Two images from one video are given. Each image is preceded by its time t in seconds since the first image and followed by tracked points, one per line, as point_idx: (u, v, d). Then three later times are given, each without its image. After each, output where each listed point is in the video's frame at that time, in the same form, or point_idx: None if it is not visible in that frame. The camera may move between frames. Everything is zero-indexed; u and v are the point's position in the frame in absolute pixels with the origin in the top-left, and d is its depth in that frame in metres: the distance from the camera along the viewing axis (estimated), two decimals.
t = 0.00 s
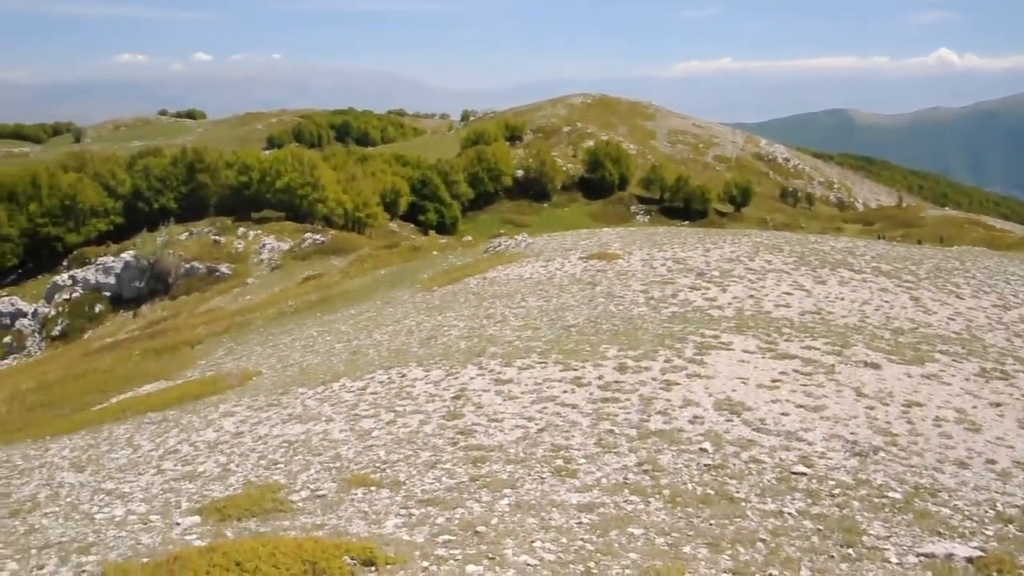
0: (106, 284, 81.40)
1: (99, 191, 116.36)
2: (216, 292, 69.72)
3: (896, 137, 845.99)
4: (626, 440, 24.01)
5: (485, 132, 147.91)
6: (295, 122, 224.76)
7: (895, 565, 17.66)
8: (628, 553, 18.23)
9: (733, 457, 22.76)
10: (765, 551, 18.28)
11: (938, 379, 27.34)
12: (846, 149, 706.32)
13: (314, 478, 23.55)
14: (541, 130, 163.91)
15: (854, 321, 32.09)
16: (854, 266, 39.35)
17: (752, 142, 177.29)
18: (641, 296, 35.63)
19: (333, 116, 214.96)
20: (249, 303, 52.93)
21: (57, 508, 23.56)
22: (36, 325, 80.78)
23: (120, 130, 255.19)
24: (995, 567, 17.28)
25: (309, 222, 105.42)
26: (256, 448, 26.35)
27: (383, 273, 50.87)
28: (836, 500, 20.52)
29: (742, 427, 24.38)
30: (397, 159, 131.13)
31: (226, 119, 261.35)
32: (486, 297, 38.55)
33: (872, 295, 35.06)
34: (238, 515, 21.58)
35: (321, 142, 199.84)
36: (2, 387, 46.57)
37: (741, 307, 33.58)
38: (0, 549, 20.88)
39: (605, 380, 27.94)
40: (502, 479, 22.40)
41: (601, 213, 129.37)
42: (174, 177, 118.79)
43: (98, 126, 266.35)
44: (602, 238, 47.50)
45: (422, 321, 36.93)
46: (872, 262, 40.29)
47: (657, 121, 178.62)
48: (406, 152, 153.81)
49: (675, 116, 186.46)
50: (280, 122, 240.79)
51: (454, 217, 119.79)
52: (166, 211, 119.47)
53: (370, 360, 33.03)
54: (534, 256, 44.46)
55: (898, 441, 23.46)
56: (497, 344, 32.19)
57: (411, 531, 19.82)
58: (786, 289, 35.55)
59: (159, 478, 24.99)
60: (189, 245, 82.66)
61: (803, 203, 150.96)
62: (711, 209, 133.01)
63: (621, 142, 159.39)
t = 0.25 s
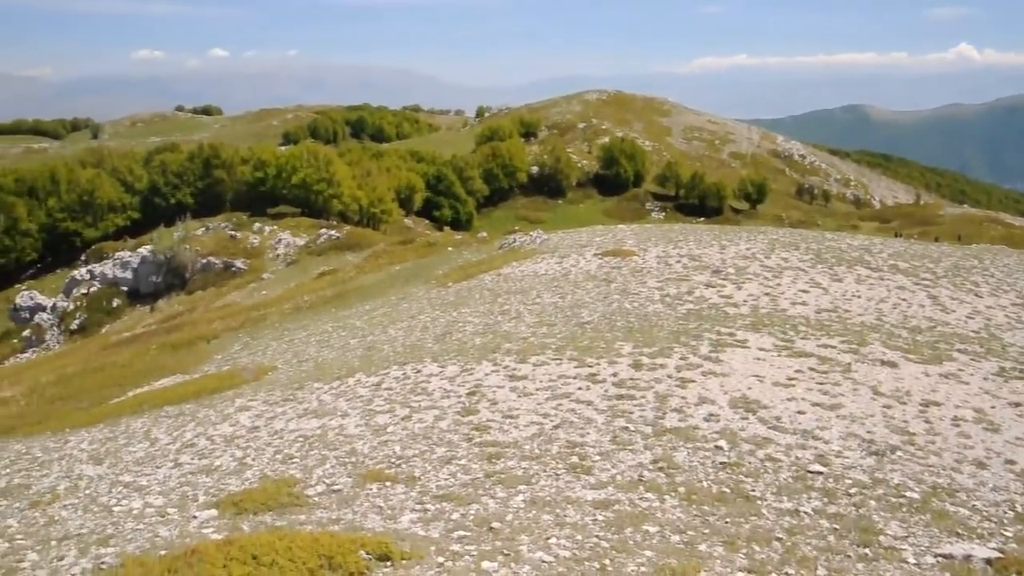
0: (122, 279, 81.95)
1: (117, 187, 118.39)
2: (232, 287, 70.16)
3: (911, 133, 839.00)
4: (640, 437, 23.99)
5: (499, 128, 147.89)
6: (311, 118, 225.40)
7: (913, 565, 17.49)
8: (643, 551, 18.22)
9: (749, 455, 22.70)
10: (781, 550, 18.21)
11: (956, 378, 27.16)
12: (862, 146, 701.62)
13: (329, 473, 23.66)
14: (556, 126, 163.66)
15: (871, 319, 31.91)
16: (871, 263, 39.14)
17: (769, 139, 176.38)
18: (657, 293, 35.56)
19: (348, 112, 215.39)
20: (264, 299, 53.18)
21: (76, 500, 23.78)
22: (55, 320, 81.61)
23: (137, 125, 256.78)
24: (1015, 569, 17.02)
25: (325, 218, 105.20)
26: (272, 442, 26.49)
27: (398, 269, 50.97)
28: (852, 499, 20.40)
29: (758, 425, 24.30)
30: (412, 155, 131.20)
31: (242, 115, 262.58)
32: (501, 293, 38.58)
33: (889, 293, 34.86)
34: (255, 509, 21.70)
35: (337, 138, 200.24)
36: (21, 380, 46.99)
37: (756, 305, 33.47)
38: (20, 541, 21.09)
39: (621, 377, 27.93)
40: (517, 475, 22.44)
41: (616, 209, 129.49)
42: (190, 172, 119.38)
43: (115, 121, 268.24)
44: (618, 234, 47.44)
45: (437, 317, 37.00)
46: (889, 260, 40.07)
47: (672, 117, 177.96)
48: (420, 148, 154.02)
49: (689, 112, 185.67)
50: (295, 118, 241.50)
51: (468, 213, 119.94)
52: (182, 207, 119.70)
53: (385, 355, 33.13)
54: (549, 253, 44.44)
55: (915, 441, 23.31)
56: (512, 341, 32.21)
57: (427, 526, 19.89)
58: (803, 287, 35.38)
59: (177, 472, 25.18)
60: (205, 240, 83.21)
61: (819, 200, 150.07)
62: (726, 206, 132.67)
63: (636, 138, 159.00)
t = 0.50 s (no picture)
0: (134, 271, 82.27)
1: (129, 179, 119.27)
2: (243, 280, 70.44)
3: (924, 132, 833.67)
4: (650, 434, 23.96)
5: (510, 124, 147.83)
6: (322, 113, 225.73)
7: (923, 565, 17.42)
8: (652, 548, 18.20)
9: (759, 453, 22.63)
10: (790, 549, 18.15)
11: (968, 378, 27.01)
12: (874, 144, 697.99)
13: (339, 467, 23.73)
14: (567, 123, 163.38)
15: (883, 319, 31.76)
16: (883, 262, 38.94)
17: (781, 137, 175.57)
18: (667, 290, 35.49)
19: (360, 106, 215.64)
20: (275, 292, 53.33)
21: (87, 491, 23.94)
22: (66, 311, 81.52)
23: (150, 119, 257.77)
24: None
25: (336, 212, 105.18)
26: (282, 435, 26.57)
27: (408, 264, 51.00)
28: (862, 498, 20.31)
29: (768, 423, 24.23)
30: (423, 150, 131.16)
31: (254, 109, 263.29)
32: (512, 289, 38.56)
33: (901, 293, 34.68)
34: (264, 501, 21.79)
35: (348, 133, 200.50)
36: (33, 372, 47.27)
37: (768, 303, 33.37)
38: (32, 531, 21.22)
39: (631, 373, 27.90)
40: (526, 471, 22.45)
41: (627, 206, 129.48)
42: (202, 165, 119.64)
43: (129, 114, 269.54)
44: (628, 231, 47.35)
45: (447, 312, 37.01)
46: (901, 259, 39.86)
47: (683, 114, 177.43)
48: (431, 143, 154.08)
49: (700, 108, 185.03)
50: (307, 112, 241.87)
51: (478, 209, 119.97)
52: (194, 200, 119.99)
53: (395, 350, 33.17)
54: (560, 249, 44.42)
55: (927, 441, 23.20)
56: (522, 337, 32.21)
57: (435, 521, 19.93)
58: (814, 286, 35.24)
59: (188, 464, 25.31)
60: (216, 233, 83.58)
61: (831, 198, 149.44)
62: (737, 204, 132.47)
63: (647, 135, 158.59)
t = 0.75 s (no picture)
0: (143, 264, 82.14)
1: (139, 173, 119.84)
2: (252, 274, 70.66)
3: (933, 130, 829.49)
4: (658, 432, 23.97)
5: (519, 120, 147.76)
6: (330, 107, 225.69)
7: (932, 565, 17.39)
8: (660, 545, 18.23)
9: (767, 451, 22.63)
10: (799, 547, 18.15)
11: (978, 378, 26.92)
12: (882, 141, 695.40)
13: (347, 462, 23.78)
14: (575, 118, 163.16)
15: (892, 318, 31.68)
16: (893, 261, 38.82)
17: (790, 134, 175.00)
18: (676, 287, 35.45)
19: (368, 101, 215.67)
20: (283, 286, 53.46)
21: (97, 484, 24.05)
22: (76, 304, 81.84)
23: (159, 112, 258.23)
24: None
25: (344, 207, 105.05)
26: (291, 430, 26.64)
27: (416, 259, 51.05)
28: (872, 498, 20.28)
29: (776, 421, 24.21)
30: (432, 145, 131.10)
31: (262, 103, 263.64)
32: (520, 285, 38.57)
33: (911, 291, 34.58)
34: (273, 496, 21.87)
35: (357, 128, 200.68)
36: (44, 364, 47.56)
37: (776, 301, 33.32)
38: (43, 522, 21.35)
39: (639, 371, 27.89)
40: (534, 467, 22.48)
41: (635, 203, 129.52)
42: (211, 159, 119.62)
43: (138, 108, 270.30)
44: (637, 228, 47.30)
45: (455, 308, 37.04)
46: (911, 258, 39.73)
47: (693, 110, 177.06)
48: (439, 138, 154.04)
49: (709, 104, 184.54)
50: (315, 107, 242.05)
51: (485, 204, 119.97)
52: (202, 194, 120.14)
53: (403, 345, 33.21)
54: (568, 245, 44.41)
55: (936, 440, 23.14)
56: (530, 333, 32.22)
57: (444, 516, 19.99)
58: (823, 284, 35.16)
59: (197, 457, 25.41)
60: (224, 228, 83.83)
61: (840, 196, 149.02)
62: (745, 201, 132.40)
63: (656, 131, 158.21)
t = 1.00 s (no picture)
0: (153, 261, 82.32)
1: (149, 169, 120.43)
2: (261, 271, 70.88)
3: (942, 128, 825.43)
4: (667, 429, 23.95)
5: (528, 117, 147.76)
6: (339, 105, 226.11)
7: (942, 565, 17.33)
8: (669, 543, 18.22)
9: (776, 449, 22.59)
10: (808, 546, 18.11)
11: (989, 377, 26.80)
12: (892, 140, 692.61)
13: (355, 458, 23.85)
14: (585, 116, 163.02)
15: (902, 316, 31.57)
16: (903, 259, 38.68)
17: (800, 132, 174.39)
18: (684, 285, 35.40)
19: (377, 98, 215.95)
20: (292, 283, 53.62)
21: (107, 478, 24.17)
22: (87, 300, 81.82)
23: (169, 109, 258.87)
24: None
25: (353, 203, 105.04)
26: (299, 426, 26.71)
27: (425, 256, 51.13)
28: (881, 497, 20.24)
29: (785, 420, 24.17)
30: (441, 142, 131.14)
31: (271, 100, 264.22)
32: (528, 282, 38.58)
33: (921, 290, 34.46)
34: (281, 491, 21.95)
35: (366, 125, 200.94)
36: (55, 359, 47.85)
37: (785, 299, 33.25)
38: (55, 516, 21.47)
39: (647, 368, 27.87)
40: (542, 464, 22.51)
41: (644, 201, 129.45)
42: (221, 156, 119.97)
43: (148, 104, 271.35)
44: (646, 225, 47.24)
45: (463, 305, 37.09)
46: (922, 256, 39.57)
47: (702, 108, 176.72)
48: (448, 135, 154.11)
49: (717, 102, 184.11)
50: (324, 104, 242.41)
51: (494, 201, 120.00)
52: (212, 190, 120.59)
53: (411, 342, 33.27)
54: (576, 243, 44.38)
55: (947, 439, 23.04)
56: (539, 330, 32.22)
57: (452, 513, 20.03)
58: (832, 282, 35.07)
59: (206, 452, 25.50)
60: (234, 224, 84.11)
61: (850, 194, 148.53)
62: (755, 199, 132.17)
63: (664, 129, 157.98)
